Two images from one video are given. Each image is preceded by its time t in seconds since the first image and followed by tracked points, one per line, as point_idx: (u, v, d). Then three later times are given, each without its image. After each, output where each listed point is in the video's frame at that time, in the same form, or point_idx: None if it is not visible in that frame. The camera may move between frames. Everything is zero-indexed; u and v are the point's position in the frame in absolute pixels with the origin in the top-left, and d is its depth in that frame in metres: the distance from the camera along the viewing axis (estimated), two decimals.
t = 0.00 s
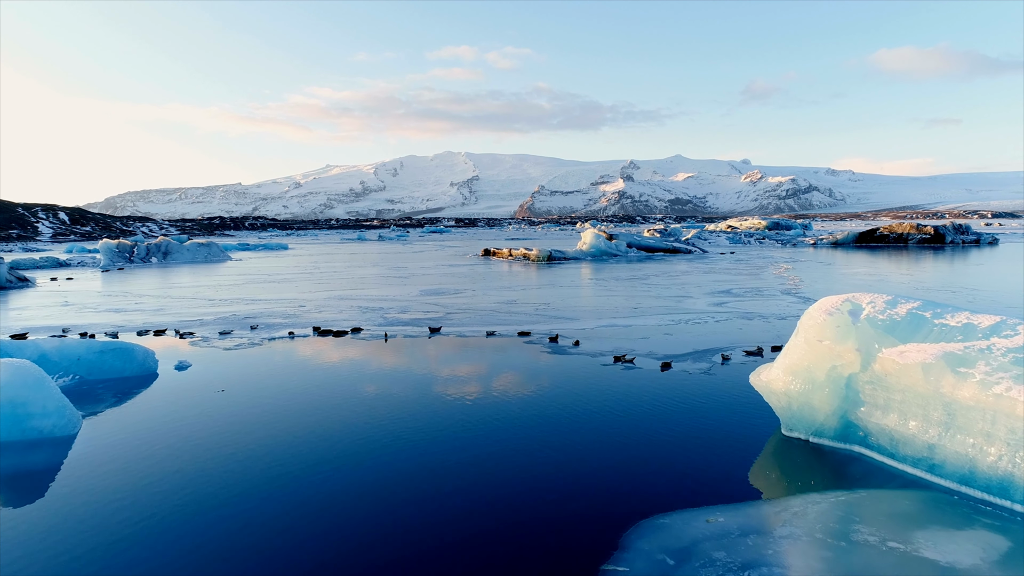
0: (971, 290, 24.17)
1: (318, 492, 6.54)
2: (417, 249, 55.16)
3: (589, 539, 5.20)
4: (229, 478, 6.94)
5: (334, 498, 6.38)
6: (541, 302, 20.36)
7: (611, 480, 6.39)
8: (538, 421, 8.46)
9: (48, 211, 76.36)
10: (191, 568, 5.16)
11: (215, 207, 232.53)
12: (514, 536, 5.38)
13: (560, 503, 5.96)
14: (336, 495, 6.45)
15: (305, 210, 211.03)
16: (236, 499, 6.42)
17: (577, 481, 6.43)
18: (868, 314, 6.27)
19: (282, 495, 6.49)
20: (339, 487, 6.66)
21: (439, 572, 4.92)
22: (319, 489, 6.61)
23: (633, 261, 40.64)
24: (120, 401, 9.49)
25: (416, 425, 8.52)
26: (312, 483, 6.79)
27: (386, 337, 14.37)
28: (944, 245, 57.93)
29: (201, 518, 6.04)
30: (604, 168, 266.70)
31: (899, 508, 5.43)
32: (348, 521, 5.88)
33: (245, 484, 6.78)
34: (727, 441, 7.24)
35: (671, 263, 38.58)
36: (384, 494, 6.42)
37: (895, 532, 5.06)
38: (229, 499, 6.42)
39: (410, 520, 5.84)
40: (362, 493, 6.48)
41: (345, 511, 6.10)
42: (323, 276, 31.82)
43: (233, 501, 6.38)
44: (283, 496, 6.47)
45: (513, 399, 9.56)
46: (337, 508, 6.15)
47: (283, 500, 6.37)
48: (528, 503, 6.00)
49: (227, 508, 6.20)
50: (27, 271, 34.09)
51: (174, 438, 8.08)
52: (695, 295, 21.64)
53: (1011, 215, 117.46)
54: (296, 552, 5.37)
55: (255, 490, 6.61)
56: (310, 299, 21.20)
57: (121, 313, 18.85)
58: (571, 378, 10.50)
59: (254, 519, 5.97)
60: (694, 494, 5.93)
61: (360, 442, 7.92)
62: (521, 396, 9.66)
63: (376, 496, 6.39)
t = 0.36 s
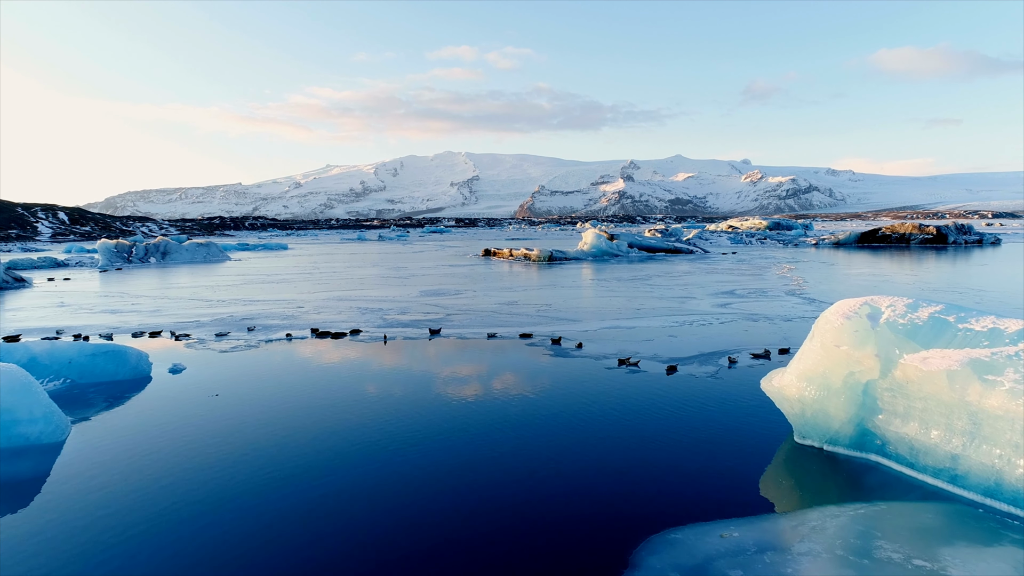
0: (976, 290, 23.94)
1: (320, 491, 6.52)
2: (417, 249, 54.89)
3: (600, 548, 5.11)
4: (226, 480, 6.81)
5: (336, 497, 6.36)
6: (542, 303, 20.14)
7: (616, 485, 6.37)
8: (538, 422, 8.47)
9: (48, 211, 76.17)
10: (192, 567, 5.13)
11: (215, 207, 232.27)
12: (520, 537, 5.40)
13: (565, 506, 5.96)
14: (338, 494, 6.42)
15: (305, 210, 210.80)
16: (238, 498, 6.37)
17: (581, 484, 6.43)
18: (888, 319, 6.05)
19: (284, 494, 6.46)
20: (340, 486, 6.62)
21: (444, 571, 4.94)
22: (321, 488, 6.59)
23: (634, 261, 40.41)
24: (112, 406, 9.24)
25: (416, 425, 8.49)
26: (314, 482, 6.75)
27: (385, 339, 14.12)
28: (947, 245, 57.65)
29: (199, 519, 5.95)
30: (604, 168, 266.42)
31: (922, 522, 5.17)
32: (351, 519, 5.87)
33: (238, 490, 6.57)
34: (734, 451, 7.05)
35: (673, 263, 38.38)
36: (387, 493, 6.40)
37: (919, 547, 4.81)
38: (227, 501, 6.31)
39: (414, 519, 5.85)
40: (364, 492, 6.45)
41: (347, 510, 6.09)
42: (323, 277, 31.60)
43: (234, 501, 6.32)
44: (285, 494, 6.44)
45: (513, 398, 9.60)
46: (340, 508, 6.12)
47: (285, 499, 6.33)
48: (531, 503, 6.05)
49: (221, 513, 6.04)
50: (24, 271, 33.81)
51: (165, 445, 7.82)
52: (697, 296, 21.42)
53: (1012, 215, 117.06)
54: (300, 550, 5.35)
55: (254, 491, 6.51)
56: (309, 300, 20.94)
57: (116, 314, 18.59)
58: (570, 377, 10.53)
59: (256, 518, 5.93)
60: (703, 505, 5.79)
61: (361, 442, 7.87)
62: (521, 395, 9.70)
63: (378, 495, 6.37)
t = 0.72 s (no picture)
0: (983, 291, 23.63)
1: (321, 492, 6.58)
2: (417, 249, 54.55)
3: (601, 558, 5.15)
4: (220, 492, 6.58)
5: (337, 499, 6.42)
6: (543, 304, 19.83)
7: (617, 487, 6.46)
8: (537, 421, 8.52)
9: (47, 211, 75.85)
10: None
11: (215, 207, 231.96)
12: (520, 538, 5.56)
13: (565, 508, 6.08)
14: (340, 495, 6.49)
15: (305, 210, 210.51)
16: (239, 500, 6.41)
17: (579, 484, 6.57)
18: (917, 325, 5.75)
19: (287, 494, 6.52)
20: (341, 486, 6.69)
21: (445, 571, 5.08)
22: (320, 492, 6.55)
23: (635, 262, 40.09)
24: (100, 413, 8.91)
25: (417, 425, 8.53)
26: (315, 483, 6.81)
27: (383, 342, 13.75)
28: (950, 245, 57.29)
29: (191, 533, 5.76)
30: (604, 168, 266.10)
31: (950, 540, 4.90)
32: (353, 519, 5.97)
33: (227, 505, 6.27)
34: (741, 460, 6.88)
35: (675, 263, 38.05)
36: (388, 494, 6.49)
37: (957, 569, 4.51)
38: (220, 513, 6.10)
39: (416, 518, 5.97)
40: (366, 494, 6.50)
41: (346, 515, 6.06)
42: (322, 277, 31.29)
43: (234, 503, 6.34)
44: (285, 496, 6.50)
45: (513, 399, 9.53)
46: (342, 508, 6.19)
47: (286, 501, 6.39)
48: (530, 503, 6.20)
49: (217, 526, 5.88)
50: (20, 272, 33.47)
51: (152, 458, 7.44)
52: (701, 297, 21.11)
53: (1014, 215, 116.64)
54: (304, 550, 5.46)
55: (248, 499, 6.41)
56: (307, 301, 20.62)
57: (110, 316, 18.25)
58: (570, 378, 10.44)
59: (259, 519, 6.01)
60: (705, 521, 5.69)
61: (363, 443, 7.91)
62: (521, 396, 9.62)
63: (380, 495, 6.46)
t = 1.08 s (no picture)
0: (989, 291, 23.33)
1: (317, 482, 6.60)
2: (417, 249, 54.21)
3: (600, 558, 5.19)
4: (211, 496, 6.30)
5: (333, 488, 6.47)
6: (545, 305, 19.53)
7: (621, 487, 6.46)
8: (540, 419, 8.43)
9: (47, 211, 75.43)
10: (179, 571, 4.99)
11: (216, 207, 231.59)
12: (527, 538, 5.53)
13: (564, 505, 6.13)
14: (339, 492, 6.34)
15: (306, 210, 210.08)
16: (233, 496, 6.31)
17: (585, 484, 6.56)
18: (946, 332, 5.58)
19: (282, 487, 6.49)
20: (341, 485, 6.53)
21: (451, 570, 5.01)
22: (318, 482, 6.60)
23: (637, 262, 39.77)
24: (87, 419, 8.63)
25: (419, 423, 8.35)
26: (315, 479, 6.68)
27: (382, 344, 13.41)
28: (952, 245, 56.93)
29: (183, 533, 5.61)
30: (604, 168, 265.76)
31: (991, 569, 4.58)
32: (353, 516, 5.85)
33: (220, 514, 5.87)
34: (749, 463, 6.81)
35: (676, 263, 37.77)
36: (388, 492, 6.34)
37: None
38: (211, 515, 5.91)
39: (417, 514, 5.93)
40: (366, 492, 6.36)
41: (344, 506, 6.08)
42: (321, 277, 30.95)
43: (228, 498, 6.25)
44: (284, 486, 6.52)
45: (514, 397, 9.47)
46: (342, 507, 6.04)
47: (279, 493, 6.35)
48: (537, 503, 6.17)
49: (210, 528, 5.60)
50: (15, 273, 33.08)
51: (138, 464, 7.07)
52: (705, 298, 20.82)
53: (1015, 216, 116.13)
54: (301, 548, 5.32)
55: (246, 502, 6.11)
56: (305, 302, 20.29)
57: (104, 317, 17.90)
58: (571, 376, 10.39)
59: (255, 510, 5.98)
60: (709, 523, 5.68)
61: (362, 441, 7.71)
62: (521, 394, 9.56)
63: (380, 495, 6.30)
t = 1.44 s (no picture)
0: (998, 292, 22.97)
1: (313, 491, 6.55)
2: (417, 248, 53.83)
3: (600, 560, 5.16)
4: (201, 514, 6.11)
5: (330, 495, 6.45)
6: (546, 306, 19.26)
7: (620, 486, 6.48)
8: (536, 419, 8.47)
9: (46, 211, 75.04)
10: None
11: (216, 207, 231.24)
12: (520, 538, 5.57)
13: (559, 502, 6.20)
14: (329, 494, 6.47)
15: (306, 210, 209.73)
16: (226, 510, 6.17)
17: (581, 482, 6.62)
18: (982, 340, 5.43)
19: (277, 499, 6.40)
20: (332, 487, 6.64)
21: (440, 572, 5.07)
22: (314, 492, 6.54)
23: (639, 262, 39.45)
24: (75, 426, 8.34)
25: (414, 424, 8.40)
26: (307, 481, 6.80)
27: (381, 346, 13.11)
28: (956, 244, 56.52)
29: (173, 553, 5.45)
30: (605, 168, 265.27)
31: None
32: (342, 518, 5.98)
33: (206, 550, 5.49)
34: (755, 465, 6.71)
35: (678, 263, 37.47)
36: (378, 495, 6.46)
37: None
38: (200, 534, 5.73)
39: (414, 517, 6.00)
40: (356, 494, 6.49)
41: (340, 512, 6.11)
42: (320, 278, 30.64)
43: (220, 514, 6.10)
44: (279, 497, 6.42)
45: (513, 399, 9.35)
46: (331, 509, 6.16)
47: (274, 505, 6.27)
48: (532, 502, 6.22)
49: (196, 561, 5.30)
50: (11, 274, 32.74)
51: (121, 487, 6.69)
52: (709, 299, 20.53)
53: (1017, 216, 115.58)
54: (289, 550, 5.45)
55: (235, 531, 5.80)
56: (303, 303, 19.97)
57: (98, 318, 17.61)
58: (571, 377, 10.27)
59: (250, 522, 5.93)
60: (713, 523, 5.64)
61: (355, 444, 7.77)
62: (521, 395, 9.46)
63: (371, 497, 6.41)
